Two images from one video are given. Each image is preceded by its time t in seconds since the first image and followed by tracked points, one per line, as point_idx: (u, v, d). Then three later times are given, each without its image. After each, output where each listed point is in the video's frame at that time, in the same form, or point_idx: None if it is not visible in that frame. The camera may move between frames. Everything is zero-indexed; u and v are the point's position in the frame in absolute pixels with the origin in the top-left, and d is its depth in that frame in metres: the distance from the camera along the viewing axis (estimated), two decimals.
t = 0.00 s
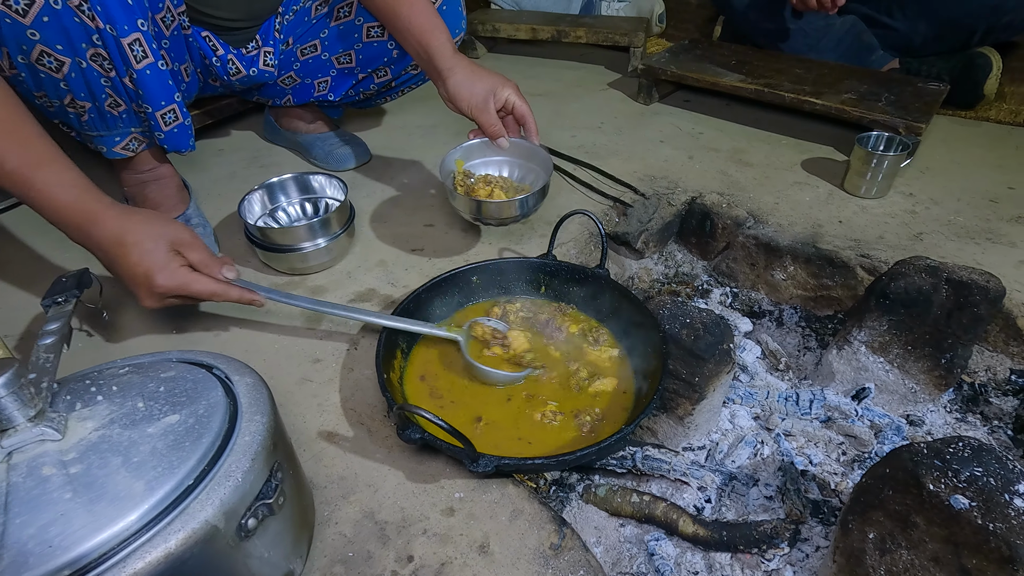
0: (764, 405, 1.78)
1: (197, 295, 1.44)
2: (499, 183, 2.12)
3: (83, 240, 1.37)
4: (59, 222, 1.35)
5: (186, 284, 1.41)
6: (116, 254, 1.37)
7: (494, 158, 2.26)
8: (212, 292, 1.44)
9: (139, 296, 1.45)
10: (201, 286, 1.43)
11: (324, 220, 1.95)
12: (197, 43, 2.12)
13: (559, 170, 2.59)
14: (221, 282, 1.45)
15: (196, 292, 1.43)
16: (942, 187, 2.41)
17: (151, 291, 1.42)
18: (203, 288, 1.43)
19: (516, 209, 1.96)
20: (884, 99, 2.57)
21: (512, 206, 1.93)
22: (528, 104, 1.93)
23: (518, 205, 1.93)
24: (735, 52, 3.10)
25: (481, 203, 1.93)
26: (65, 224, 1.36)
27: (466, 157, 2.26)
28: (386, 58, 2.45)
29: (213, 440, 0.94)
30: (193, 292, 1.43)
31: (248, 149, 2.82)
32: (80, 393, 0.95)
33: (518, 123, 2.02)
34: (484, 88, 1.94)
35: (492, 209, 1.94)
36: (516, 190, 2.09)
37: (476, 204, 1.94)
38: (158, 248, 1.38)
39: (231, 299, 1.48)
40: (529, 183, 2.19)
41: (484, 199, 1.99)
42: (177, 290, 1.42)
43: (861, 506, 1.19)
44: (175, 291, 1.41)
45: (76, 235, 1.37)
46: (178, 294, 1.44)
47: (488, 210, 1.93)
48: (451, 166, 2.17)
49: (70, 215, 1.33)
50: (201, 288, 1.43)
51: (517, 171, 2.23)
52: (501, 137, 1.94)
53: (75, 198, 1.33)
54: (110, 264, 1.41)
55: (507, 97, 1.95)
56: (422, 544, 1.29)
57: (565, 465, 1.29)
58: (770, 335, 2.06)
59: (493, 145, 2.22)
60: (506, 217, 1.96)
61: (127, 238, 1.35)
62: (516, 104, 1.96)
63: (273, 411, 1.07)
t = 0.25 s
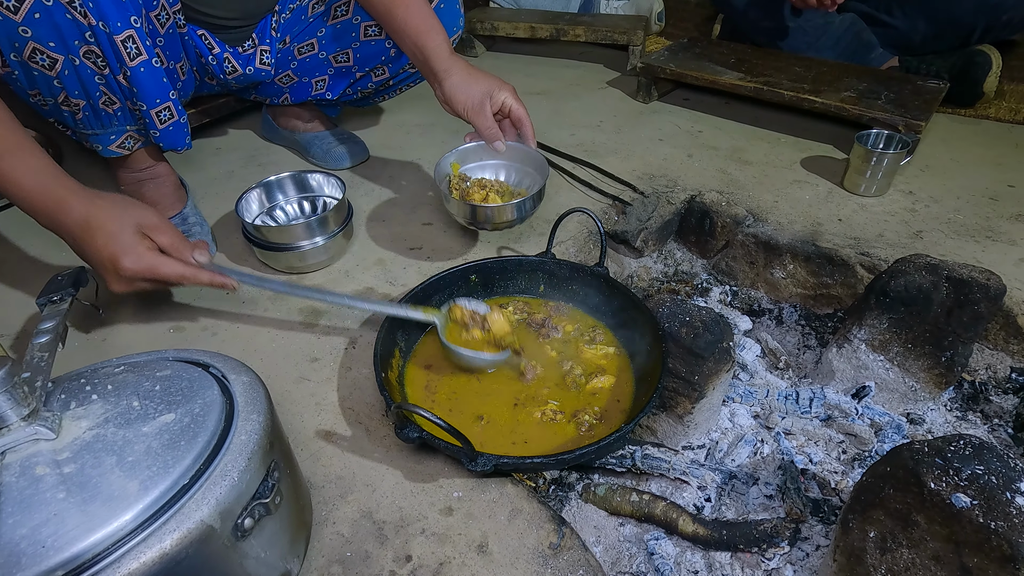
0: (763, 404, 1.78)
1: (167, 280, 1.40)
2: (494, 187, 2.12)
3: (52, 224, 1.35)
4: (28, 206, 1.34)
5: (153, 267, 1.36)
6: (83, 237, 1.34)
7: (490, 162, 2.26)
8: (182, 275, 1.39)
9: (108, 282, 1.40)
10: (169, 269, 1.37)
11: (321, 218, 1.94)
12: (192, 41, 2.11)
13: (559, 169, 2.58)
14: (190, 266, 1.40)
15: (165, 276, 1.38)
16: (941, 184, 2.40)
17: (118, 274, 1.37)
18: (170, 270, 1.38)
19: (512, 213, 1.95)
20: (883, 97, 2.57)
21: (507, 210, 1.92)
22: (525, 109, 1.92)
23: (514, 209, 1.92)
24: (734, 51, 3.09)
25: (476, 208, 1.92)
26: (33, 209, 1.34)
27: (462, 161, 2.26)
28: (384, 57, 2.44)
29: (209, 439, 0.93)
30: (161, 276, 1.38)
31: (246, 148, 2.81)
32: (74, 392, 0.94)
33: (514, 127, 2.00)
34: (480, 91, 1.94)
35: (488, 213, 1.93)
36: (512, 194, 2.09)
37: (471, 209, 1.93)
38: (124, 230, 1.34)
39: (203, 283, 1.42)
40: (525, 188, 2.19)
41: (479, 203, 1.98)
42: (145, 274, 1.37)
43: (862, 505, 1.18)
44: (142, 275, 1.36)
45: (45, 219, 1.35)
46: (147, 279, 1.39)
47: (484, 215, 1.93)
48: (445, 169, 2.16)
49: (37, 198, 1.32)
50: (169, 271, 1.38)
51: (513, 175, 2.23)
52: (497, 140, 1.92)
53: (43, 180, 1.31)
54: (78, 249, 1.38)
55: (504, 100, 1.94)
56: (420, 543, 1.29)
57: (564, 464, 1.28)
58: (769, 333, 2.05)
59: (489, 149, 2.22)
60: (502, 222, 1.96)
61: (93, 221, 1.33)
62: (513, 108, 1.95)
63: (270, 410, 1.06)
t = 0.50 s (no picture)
0: (764, 403, 1.77)
1: (139, 228, 1.27)
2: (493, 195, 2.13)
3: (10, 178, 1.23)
4: None
5: (121, 210, 1.23)
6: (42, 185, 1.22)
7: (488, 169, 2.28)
8: (153, 221, 1.26)
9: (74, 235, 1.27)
10: (137, 212, 1.24)
11: (320, 217, 1.94)
12: (191, 40, 2.11)
13: (558, 168, 2.58)
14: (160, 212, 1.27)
15: (135, 221, 1.25)
16: (941, 183, 2.40)
17: (81, 222, 1.23)
18: (139, 213, 1.24)
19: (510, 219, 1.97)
20: (883, 96, 2.56)
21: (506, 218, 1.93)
22: (524, 116, 1.92)
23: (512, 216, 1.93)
24: (734, 50, 3.09)
25: (475, 215, 1.93)
26: None
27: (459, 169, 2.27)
28: (383, 57, 2.44)
29: (207, 438, 0.93)
30: (129, 221, 1.24)
31: (245, 148, 2.81)
32: (72, 392, 0.94)
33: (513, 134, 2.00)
34: (479, 97, 1.93)
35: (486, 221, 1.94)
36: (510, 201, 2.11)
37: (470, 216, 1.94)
38: (83, 174, 1.22)
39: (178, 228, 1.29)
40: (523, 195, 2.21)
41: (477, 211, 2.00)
42: (113, 219, 1.23)
43: (863, 504, 1.18)
44: (109, 221, 1.23)
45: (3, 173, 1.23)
46: (115, 227, 1.25)
47: (483, 223, 1.94)
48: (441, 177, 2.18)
49: None
50: (138, 215, 1.24)
51: (511, 183, 2.25)
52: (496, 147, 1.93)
53: None
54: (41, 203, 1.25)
55: (503, 106, 1.94)
56: (420, 543, 1.28)
57: (564, 463, 1.28)
58: (769, 332, 2.04)
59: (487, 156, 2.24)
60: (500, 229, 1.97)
61: (52, 166, 1.21)
62: (512, 114, 1.95)
63: (270, 409, 1.05)
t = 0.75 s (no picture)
0: (765, 402, 1.76)
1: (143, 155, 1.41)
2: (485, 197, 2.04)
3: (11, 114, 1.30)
4: None
5: (131, 136, 1.38)
6: (48, 113, 1.30)
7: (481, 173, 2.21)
8: (158, 148, 1.42)
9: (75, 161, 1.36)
10: (145, 141, 1.40)
11: (321, 216, 1.93)
12: (190, 38, 2.10)
13: (558, 167, 2.57)
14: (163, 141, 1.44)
15: (141, 151, 1.40)
16: (943, 182, 2.40)
17: (90, 145, 1.35)
18: (147, 142, 1.40)
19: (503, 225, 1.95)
20: (885, 94, 2.56)
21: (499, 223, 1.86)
22: (518, 120, 1.86)
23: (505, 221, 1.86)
24: (734, 48, 3.09)
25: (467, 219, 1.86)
26: None
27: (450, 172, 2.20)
28: (383, 56, 2.43)
29: (207, 438, 0.92)
30: (136, 147, 1.39)
31: (244, 146, 2.80)
32: (72, 390, 0.93)
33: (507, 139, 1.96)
34: (473, 100, 1.92)
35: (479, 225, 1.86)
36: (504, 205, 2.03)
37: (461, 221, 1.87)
38: (94, 102, 1.35)
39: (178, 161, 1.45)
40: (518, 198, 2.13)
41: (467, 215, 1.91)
42: (121, 147, 1.38)
43: (866, 503, 1.18)
44: (120, 142, 1.37)
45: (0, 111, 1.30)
46: (123, 153, 1.39)
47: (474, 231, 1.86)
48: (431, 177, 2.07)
49: None
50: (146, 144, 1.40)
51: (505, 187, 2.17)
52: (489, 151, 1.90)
53: None
54: (40, 134, 1.32)
55: (496, 111, 1.90)
56: (421, 542, 1.28)
57: (566, 462, 1.27)
58: (771, 331, 2.03)
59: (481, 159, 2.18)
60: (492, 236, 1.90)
61: (59, 95, 1.32)
62: (505, 119, 1.90)
63: (270, 408, 1.05)
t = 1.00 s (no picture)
0: (765, 402, 1.76)
1: (156, 116, 1.48)
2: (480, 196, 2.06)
3: (46, 75, 1.45)
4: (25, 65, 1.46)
5: (148, 94, 1.47)
6: (81, 71, 1.46)
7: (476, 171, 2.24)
8: (173, 114, 1.49)
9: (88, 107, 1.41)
10: (160, 104, 1.48)
11: (320, 216, 1.93)
12: (189, 38, 2.10)
13: (558, 167, 2.57)
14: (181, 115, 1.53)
15: (156, 109, 1.47)
16: (943, 181, 2.39)
17: (109, 87, 1.43)
18: (163, 104, 1.49)
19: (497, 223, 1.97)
20: (885, 94, 2.56)
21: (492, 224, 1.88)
22: (513, 120, 1.81)
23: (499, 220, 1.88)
24: (734, 48, 3.08)
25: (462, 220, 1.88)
26: (25, 73, 1.45)
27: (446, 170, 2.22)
28: (383, 56, 2.43)
29: (206, 438, 0.92)
30: (150, 105, 1.46)
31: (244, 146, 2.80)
32: (71, 390, 0.93)
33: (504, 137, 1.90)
34: (469, 99, 1.91)
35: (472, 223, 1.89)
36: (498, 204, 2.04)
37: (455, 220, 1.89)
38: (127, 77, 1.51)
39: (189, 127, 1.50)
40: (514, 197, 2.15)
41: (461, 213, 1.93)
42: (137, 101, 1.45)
43: (866, 503, 1.18)
44: (134, 93, 1.45)
45: (38, 76, 1.46)
46: (136, 107, 1.46)
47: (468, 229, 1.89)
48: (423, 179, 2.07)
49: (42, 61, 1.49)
50: (160, 104, 1.48)
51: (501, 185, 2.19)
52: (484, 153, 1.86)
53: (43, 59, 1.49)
54: (64, 90, 1.43)
55: (493, 110, 1.87)
56: (421, 542, 1.28)
57: (565, 462, 1.27)
58: (771, 331, 2.03)
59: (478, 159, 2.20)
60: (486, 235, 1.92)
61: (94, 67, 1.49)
62: (502, 119, 1.85)
63: (270, 408, 1.05)
